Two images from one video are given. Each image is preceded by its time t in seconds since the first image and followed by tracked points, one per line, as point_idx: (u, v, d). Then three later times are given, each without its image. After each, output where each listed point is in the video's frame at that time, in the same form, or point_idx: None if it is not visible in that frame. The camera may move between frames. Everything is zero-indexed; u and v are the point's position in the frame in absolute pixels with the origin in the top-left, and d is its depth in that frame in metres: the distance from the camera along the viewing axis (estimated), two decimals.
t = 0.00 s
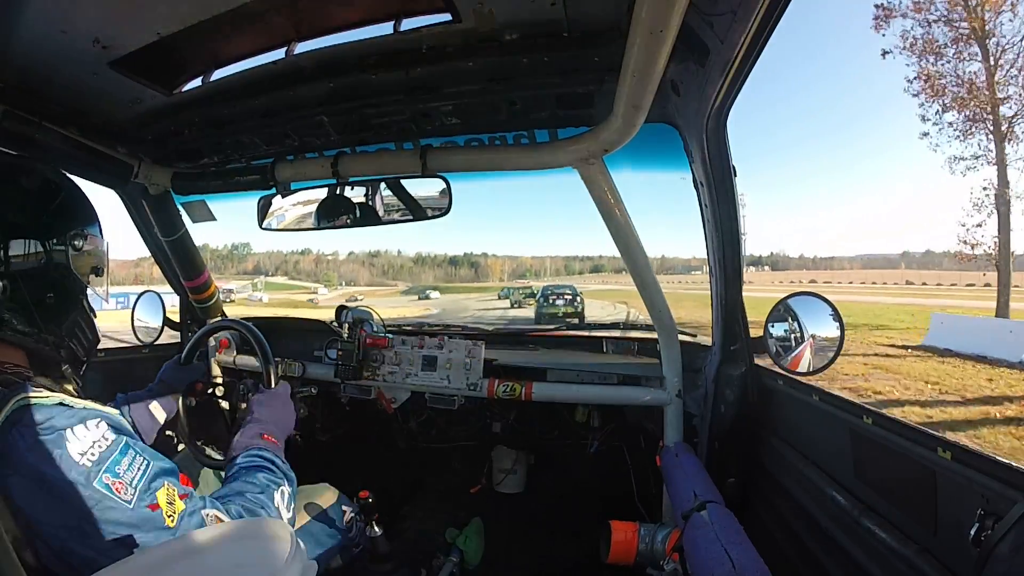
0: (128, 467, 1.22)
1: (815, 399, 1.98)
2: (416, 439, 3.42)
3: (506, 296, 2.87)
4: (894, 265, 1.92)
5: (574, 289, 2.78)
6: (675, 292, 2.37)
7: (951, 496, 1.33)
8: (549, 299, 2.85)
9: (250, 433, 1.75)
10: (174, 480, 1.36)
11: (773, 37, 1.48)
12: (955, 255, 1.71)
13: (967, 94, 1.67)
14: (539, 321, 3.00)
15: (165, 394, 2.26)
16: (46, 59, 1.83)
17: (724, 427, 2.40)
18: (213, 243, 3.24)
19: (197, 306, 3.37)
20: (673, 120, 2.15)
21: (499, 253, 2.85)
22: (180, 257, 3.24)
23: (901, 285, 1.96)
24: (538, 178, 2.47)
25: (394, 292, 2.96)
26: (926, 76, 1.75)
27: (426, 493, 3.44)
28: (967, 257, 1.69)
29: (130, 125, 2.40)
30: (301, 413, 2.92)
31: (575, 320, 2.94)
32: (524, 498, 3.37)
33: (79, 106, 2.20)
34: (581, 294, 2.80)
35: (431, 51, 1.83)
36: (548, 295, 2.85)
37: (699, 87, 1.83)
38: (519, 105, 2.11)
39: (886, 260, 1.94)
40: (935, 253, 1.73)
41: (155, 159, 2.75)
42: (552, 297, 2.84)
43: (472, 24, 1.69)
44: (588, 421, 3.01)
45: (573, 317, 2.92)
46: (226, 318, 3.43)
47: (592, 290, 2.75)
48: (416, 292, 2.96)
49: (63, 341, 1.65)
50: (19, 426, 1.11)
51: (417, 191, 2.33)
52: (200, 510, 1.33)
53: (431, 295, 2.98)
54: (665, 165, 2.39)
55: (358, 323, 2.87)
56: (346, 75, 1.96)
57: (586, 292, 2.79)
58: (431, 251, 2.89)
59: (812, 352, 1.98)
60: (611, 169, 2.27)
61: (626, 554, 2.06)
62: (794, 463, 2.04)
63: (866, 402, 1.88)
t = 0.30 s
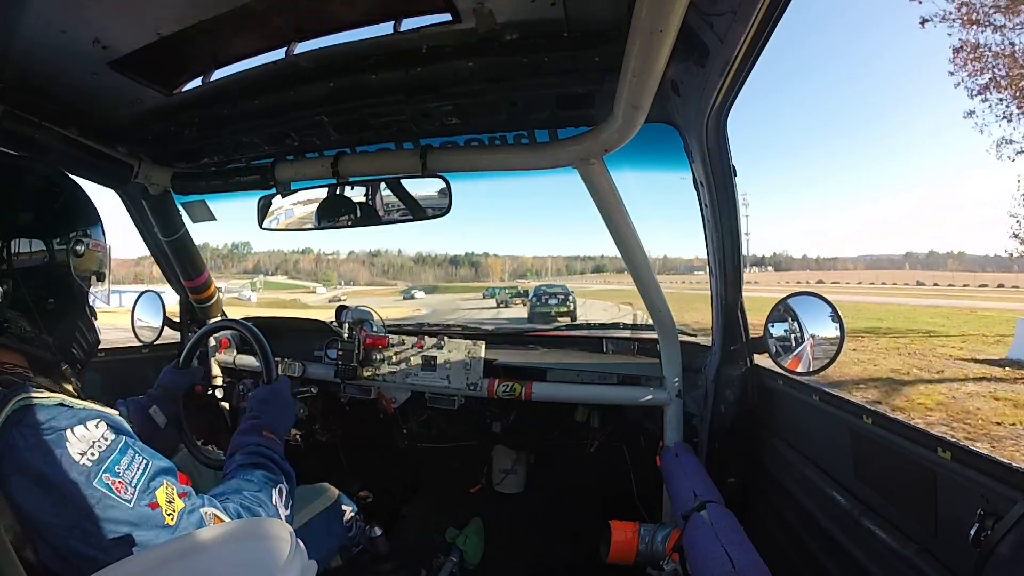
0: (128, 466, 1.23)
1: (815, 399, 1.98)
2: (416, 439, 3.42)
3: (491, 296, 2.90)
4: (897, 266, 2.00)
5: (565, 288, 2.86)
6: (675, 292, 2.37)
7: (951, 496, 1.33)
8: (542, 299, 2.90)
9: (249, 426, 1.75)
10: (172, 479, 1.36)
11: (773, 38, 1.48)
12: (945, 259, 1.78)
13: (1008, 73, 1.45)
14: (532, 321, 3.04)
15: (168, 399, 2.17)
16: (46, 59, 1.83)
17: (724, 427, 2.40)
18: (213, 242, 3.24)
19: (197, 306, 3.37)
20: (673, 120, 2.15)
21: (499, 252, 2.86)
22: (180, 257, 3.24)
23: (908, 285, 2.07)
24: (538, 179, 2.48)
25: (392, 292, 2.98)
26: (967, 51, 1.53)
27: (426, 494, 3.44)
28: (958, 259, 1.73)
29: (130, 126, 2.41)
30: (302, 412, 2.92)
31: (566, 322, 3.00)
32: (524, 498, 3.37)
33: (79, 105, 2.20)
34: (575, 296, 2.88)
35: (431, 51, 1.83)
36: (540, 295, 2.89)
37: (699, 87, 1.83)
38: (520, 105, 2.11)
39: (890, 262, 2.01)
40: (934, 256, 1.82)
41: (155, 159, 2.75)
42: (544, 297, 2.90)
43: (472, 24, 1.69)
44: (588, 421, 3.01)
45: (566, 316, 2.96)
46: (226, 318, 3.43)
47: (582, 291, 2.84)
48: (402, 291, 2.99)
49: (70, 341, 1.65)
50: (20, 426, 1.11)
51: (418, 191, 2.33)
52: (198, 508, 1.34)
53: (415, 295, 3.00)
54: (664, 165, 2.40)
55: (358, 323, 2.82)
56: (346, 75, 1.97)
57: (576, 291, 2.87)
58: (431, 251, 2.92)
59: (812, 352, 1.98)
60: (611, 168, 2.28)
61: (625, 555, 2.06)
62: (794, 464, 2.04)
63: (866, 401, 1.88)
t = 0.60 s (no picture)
0: (127, 464, 1.23)
1: (815, 399, 1.97)
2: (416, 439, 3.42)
3: (477, 296, 2.89)
4: (902, 266, 2.04)
5: (557, 288, 2.80)
6: (675, 293, 2.37)
7: (952, 497, 1.33)
8: (533, 298, 2.85)
9: (249, 423, 1.75)
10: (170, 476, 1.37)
11: (773, 38, 1.48)
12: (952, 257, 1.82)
13: None
14: (523, 318, 3.00)
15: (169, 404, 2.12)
16: (46, 60, 1.83)
17: (724, 427, 2.40)
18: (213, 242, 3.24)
19: (197, 306, 3.37)
20: (673, 120, 2.15)
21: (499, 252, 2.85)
22: (180, 257, 3.24)
23: (921, 285, 2.05)
24: (538, 179, 2.48)
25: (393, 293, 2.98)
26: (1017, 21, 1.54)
27: (426, 493, 3.44)
28: (963, 257, 1.79)
29: (130, 126, 2.41)
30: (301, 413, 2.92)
31: (559, 321, 2.95)
32: (524, 498, 3.38)
33: (79, 105, 2.20)
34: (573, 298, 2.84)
35: (432, 51, 1.83)
36: (531, 295, 2.84)
37: (699, 87, 1.83)
38: (520, 105, 2.11)
39: (896, 261, 2.04)
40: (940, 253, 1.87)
41: (155, 159, 2.75)
42: (535, 297, 2.84)
43: (473, 25, 1.69)
44: (588, 421, 3.01)
45: (556, 316, 2.90)
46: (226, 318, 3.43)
47: (587, 292, 2.78)
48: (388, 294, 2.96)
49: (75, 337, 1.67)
50: (20, 425, 1.11)
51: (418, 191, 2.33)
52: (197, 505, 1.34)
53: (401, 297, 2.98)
54: (664, 165, 2.40)
55: (359, 323, 2.79)
56: (346, 75, 1.97)
57: (574, 291, 2.80)
58: (433, 252, 2.92)
59: (812, 352, 1.98)
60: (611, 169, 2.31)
61: (625, 555, 2.06)
62: (794, 464, 2.05)
63: (867, 401, 1.88)
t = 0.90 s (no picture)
0: (127, 459, 1.23)
1: (815, 398, 1.97)
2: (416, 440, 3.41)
3: (460, 297, 2.95)
4: (909, 269, 2.02)
5: (546, 288, 2.80)
6: (675, 293, 2.37)
7: (952, 496, 1.33)
8: (522, 298, 2.84)
9: (234, 417, 1.74)
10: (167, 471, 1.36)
11: (773, 38, 1.48)
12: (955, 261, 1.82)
13: None
14: (512, 318, 2.99)
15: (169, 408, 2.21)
16: (46, 60, 1.83)
17: (724, 427, 2.40)
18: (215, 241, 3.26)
19: (197, 306, 3.37)
20: (673, 120, 2.15)
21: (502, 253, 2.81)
22: (180, 257, 3.25)
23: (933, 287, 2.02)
24: (538, 178, 2.48)
25: (396, 291, 2.98)
26: None
27: (426, 494, 3.43)
28: (967, 260, 1.77)
29: (130, 125, 2.41)
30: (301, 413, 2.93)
31: (547, 320, 2.94)
32: (524, 498, 3.38)
33: (78, 105, 2.20)
34: (578, 297, 2.80)
35: (432, 51, 1.83)
36: (520, 295, 2.84)
37: (699, 87, 1.83)
38: (520, 105, 2.12)
39: (901, 264, 2.02)
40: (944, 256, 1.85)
41: (155, 160, 2.75)
42: (524, 297, 2.83)
43: (472, 24, 1.69)
44: (588, 421, 3.01)
45: (545, 315, 2.90)
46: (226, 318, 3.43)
47: (592, 292, 2.73)
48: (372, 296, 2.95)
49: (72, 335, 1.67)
50: (21, 423, 1.11)
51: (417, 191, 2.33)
52: (196, 496, 1.35)
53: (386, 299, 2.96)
54: (664, 165, 2.40)
55: (358, 323, 2.85)
56: (346, 75, 1.97)
57: (573, 292, 2.77)
58: (434, 252, 2.87)
59: (812, 352, 1.98)
60: (612, 169, 2.32)
61: (625, 555, 2.06)
62: (795, 464, 2.05)
63: (867, 400, 1.88)
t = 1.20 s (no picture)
0: (126, 443, 1.24)
1: (815, 398, 1.97)
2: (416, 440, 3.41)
3: (447, 296, 2.93)
4: (919, 271, 1.85)
5: (536, 288, 2.84)
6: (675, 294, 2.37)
7: (952, 496, 1.33)
8: (512, 298, 2.88)
9: (230, 391, 1.73)
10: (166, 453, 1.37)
11: (773, 38, 1.48)
12: (966, 263, 1.67)
13: None
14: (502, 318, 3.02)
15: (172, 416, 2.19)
16: (47, 60, 1.83)
17: (724, 427, 2.40)
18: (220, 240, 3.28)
19: (197, 306, 3.37)
20: (673, 120, 2.14)
21: (506, 252, 2.82)
22: (180, 257, 3.25)
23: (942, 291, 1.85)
24: (538, 178, 2.48)
25: (398, 292, 2.96)
26: None
27: (426, 494, 3.43)
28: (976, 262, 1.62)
29: (130, 125, 2.41)
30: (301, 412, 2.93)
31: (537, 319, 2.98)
32: (524, 499, 3.37)
33: (78, 105, 2.20)
34: (581, 298, 2.82)
35: (432, 51, 1.83)
36: (511, 294, 2.87)
37: (699, 87, 1.83)
38: (519, 105, 2.12)
39: (910, 266, 1.87)
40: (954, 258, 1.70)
41: (155, 160, 2.75)
42: (514, 296, 2.87)
43: (473, 24, 1.69)
44: (588, 421, 3.01)
45: (535, 314, 2.94)
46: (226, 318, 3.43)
47: (597, 292, 2.74)
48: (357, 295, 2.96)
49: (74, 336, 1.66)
50: (20, 418, 1.12)
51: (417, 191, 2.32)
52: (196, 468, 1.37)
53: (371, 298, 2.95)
54: (664, 165, 2.41)
55: (358, 323, 2.84)
56: (346, 76, 1.97)
57: (583, 293, 2.78)
58: (438, 251, 2.85)
59: (812, 352, 1.98)
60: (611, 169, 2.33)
61: (625, 555, 2.07)
62: (795, 464, 2.05)
63: (867, 400, 1.88)
